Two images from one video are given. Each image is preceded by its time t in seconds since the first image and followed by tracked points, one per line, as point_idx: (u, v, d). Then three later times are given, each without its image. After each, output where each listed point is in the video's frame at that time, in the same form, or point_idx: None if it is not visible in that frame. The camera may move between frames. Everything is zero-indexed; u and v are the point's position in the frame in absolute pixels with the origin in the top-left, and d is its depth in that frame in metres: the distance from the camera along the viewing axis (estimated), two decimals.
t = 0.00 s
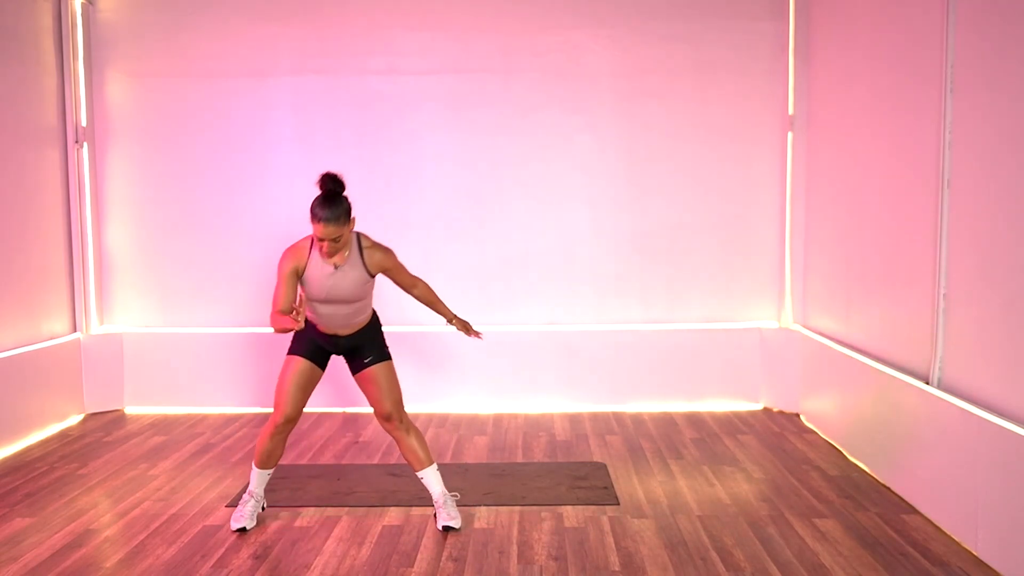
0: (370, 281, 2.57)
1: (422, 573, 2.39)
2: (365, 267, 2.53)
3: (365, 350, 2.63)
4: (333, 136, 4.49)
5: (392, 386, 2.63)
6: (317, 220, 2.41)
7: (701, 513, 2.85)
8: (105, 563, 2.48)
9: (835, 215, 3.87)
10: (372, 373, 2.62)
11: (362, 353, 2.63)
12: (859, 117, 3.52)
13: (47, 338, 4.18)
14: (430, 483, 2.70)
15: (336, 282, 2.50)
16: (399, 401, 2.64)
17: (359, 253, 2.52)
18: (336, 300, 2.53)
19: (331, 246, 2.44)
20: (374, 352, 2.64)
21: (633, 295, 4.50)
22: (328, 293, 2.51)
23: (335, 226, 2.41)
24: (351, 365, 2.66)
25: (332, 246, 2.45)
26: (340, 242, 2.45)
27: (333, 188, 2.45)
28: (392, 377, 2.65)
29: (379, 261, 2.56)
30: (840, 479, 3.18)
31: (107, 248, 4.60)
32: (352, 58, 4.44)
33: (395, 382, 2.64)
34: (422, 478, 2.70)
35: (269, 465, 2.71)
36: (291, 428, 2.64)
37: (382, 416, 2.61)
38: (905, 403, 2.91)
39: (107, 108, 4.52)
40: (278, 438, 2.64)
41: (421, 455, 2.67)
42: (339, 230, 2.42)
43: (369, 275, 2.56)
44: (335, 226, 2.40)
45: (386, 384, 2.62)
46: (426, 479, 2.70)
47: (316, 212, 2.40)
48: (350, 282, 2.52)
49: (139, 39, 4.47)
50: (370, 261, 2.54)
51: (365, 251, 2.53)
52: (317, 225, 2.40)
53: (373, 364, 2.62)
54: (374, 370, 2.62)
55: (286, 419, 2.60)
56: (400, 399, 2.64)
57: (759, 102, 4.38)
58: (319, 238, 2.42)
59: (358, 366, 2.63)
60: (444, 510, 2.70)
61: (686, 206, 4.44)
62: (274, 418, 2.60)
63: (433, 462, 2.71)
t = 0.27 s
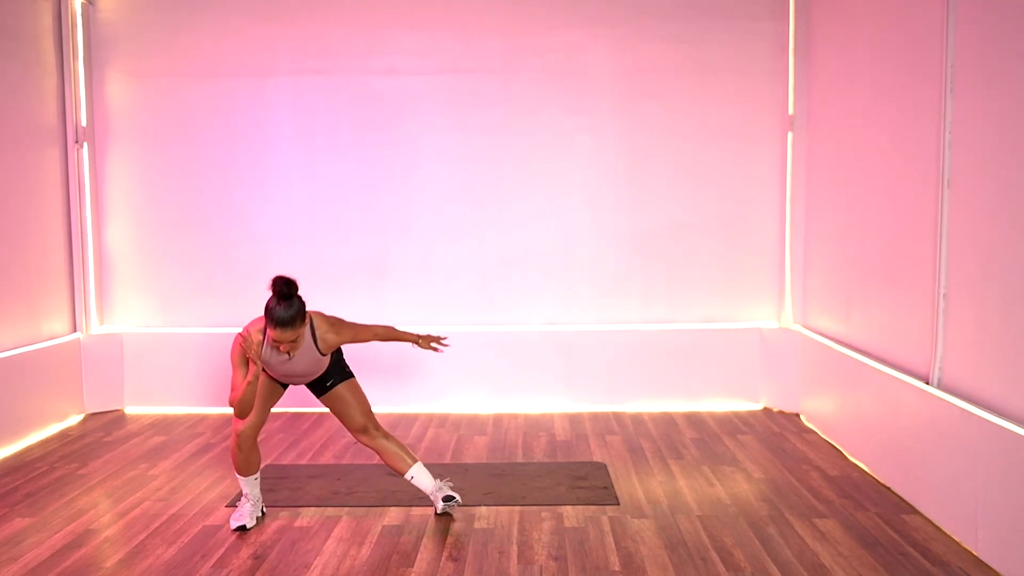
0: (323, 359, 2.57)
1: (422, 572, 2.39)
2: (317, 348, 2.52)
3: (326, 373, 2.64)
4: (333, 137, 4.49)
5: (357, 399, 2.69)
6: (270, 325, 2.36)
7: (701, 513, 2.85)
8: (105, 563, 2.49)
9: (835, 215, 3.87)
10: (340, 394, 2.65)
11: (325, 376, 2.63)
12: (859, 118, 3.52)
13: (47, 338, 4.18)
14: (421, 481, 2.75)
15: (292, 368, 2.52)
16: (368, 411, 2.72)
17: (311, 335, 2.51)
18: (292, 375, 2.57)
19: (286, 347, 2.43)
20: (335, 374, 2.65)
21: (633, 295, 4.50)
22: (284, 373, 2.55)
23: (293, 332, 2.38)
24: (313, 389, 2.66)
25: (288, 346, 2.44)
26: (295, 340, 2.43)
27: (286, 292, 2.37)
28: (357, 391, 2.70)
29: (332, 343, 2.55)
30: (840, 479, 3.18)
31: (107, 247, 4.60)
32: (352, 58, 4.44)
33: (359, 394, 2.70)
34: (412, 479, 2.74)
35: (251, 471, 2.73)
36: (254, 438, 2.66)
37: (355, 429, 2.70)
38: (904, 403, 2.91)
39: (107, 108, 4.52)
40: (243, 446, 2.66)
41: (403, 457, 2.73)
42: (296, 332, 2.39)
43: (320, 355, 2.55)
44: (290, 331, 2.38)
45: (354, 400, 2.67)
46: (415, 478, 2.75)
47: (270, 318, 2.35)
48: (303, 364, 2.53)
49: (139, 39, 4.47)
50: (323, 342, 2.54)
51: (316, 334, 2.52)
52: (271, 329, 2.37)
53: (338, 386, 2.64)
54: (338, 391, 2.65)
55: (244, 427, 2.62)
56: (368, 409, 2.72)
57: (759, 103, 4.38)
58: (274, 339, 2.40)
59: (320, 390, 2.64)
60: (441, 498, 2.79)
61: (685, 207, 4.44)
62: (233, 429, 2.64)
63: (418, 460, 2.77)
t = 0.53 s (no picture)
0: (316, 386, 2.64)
1: (422, 573, 2.39)
2: (311, 379, 2.58)
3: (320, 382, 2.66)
4: (333, 137, 4.49)
5: (354, 405, 2.71)
6: (265, 359, 2.41)
7: (702, 513, 2.85)
8: (105, 563, 2.49)
9: (835, 215, 3.86)
10: (336, 400, 2.67)
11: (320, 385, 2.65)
12: (859, 117, 3.52)
13: (47, 338, 4.18)
14: (421, 483, 2.74)
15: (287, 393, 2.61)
16: (365, 416, 2.73)
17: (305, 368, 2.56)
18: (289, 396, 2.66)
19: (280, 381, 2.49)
20: (329, 382, 2.67)
21: (633, 295, 4.50)
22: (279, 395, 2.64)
23: (289, 367, 2.43)
24: (308, 400, 2.69)
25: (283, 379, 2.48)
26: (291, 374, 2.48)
27: (280, 330, 2.40)
28: (352, 397, 2.71)
29: (326, 374, 2.60)
30: (840, 479, 3.18)
31: (107, 247, 4.60)
32: (352, 58, 4.44)
33: (356, 402, 2.72)
34: (412, 481, 2.73)
35: (250, 471, 2.72)
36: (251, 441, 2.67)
37: (353, 434, 2.70)
38: (905, 403, 2.91)
39: (107, 107, 4.52)
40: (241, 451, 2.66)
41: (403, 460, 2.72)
42: (291, 367, 2.44)
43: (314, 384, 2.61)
44: (285, 367, 2.43)
45: (350, 406, 2.69)
46: (416, 480, 2.74)
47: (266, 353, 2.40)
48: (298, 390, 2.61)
49: (139, 39, 4.48)
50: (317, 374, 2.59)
51: (311, 365, 2.57)
52: (266, 363, 2.42)
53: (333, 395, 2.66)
54: (333, 399, 2.67)
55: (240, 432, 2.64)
56: (365, 414, 2.73)
57: (759, 103, 4.38)
58: (270, 373, 2.45)
59: (316, 399, 2.66)
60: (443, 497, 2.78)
61: (685, 207, 4.44)
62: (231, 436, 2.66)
63: (418, 462, 2.76)
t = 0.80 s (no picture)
0: (343, 338, 2.58)
1: (422, 572, 2.39)
2: (339, 325, 2.55)
3: (341, 363, 2.66)
4: (333, 136, 4.49)
5: (375, 393, 2.67)
6: (298, 277, 2.42)
7: (702, 513, 2.85)
8: (105, 563, 2.49)
9: (835, 214, 3.86)
10: (353, 384, 2.66)
11: (339, 367, 2.65)
12: (859, 117, 3.52)
13: (47, 338, 4.18)
14: (427, 482, 2.73)
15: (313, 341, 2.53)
16: (385, 407, 2.67)
17: (334, 314, 2.52)
18: (311, 354, 2.58)
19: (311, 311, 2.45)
20: (350, 364, 2.67)
21: (633, 295, 4.50)
22: (304, 349, 2.55)
23: (320, 285, 2.43)
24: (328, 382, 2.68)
25: (315, 301, 2.44)
26: (321, 301, 2.46)
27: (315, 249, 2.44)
28: (373, 385, 2.68)
29: (354, 320, 2.57)
30: (840, 479, 3.18)
31: (107, 247, 4.60)
32: (352, 58, 4.44)
33: (376, 390, 2.68)
34: (419, 480, 2.72)
35: (259, 469, 2.74)
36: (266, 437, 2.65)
37: (370, 424, 2.64)
38: (905, 403, 2.91)
39: (107, 107, 4.52)
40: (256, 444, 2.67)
41: (414, 457, 2.69)
42: (324, 283, 2.43)
43: (342, 332, 2.57)
44: (319, 280, 2.42)
45: (368, 393, 2.65)
46: (422, 480, 2.73)
47: (303, 266, 2.41)
48: (324, 340, 2.54)
49: (139, 39, 4.47)
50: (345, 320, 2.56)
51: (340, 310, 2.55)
52: (299, 282, 2.41)
53: (350, 376, 2.65)
54: (351, 381, 2.66)
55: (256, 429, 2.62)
56: (385, 406, 2.67)
57: (759, 102, 4.38)
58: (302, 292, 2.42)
59: (335, 379, 2.66)
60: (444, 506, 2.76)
61: (685, 206, 4.44)
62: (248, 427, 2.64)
63: (428, 462, 2.74)
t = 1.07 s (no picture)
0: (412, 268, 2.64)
1: (423, 573, 2.39)
2: (409, 254, 2.63)
3: (398, 345, 2.65)
4: (333, 136, 4.49)
5: (422, 391, 2.59)
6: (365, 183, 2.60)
7: (701, 513, 2.85)
8: (105, 563, 2.48)
9: (836, 215, 3.87)
10: (404, 370, 2.62)
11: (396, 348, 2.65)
12: (859, 117, 3.53)
13: (47, 338, 4.18)
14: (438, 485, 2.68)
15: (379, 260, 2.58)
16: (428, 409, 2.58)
17: (402, 235, 2.62)
18: (378, 284, 2.62)
19: (380, 215, 2.57)
20: (408, 349, 2.65)
21: (633, 295, 4.50)
22: (372, 277, 2.59)
23: (384, 185, 2.59)
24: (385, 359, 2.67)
25: (383, 201, 2.58)
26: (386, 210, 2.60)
27: (382, 159, 2.65)
28: (423, 381, 2.61)
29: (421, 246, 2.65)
30: (840, 479, 3.18)
31: (107, 247, 4.60)
32: (352, 58, 4.44)
33: (425, 388, 2.59)
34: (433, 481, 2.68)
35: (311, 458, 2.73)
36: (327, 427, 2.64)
37: (405, 419, 2.56)
38: (905, 403, 2.91)
39: (107, 107, 4.52)
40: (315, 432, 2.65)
41: (435, 462, 2.65)
42: (388, 183, 2.61)
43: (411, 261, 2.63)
44: (384, 176, 2.60)
45: (417, 383, 2.59)
46: (431, 481, 2.70)
47: (370, 167, 2.61)
48: (394, 264, 2.60)
49: (139, 39, 4.47)
50: (413, 249, 2.64)
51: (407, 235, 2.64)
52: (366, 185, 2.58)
53: (405, 360, 2.62)
54: (404, 366, 2.62)
55: (321, 418, 2.59)
56: (428, 409, 2.57)
57: (759, 102, 4.38)
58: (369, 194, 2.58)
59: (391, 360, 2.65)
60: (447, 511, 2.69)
61: (686, 206, 4.44)
62: (312, 416, 2.60)
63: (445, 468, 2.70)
